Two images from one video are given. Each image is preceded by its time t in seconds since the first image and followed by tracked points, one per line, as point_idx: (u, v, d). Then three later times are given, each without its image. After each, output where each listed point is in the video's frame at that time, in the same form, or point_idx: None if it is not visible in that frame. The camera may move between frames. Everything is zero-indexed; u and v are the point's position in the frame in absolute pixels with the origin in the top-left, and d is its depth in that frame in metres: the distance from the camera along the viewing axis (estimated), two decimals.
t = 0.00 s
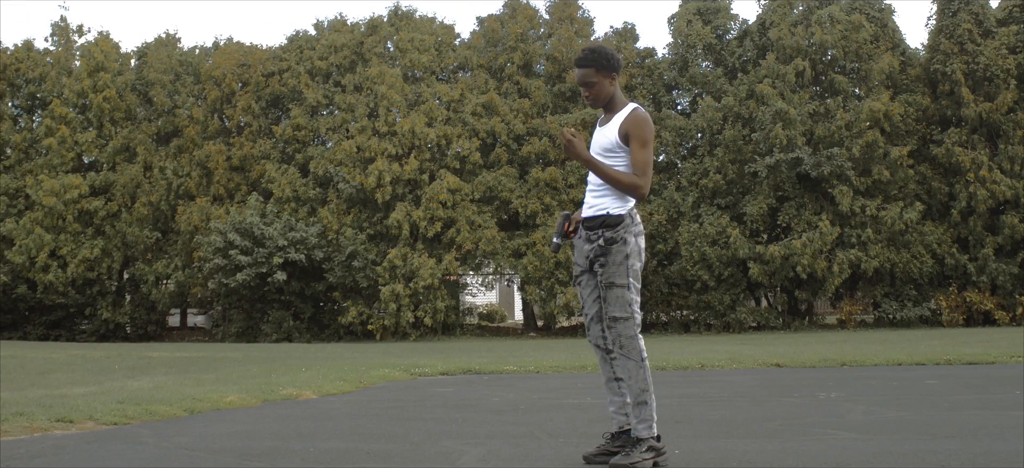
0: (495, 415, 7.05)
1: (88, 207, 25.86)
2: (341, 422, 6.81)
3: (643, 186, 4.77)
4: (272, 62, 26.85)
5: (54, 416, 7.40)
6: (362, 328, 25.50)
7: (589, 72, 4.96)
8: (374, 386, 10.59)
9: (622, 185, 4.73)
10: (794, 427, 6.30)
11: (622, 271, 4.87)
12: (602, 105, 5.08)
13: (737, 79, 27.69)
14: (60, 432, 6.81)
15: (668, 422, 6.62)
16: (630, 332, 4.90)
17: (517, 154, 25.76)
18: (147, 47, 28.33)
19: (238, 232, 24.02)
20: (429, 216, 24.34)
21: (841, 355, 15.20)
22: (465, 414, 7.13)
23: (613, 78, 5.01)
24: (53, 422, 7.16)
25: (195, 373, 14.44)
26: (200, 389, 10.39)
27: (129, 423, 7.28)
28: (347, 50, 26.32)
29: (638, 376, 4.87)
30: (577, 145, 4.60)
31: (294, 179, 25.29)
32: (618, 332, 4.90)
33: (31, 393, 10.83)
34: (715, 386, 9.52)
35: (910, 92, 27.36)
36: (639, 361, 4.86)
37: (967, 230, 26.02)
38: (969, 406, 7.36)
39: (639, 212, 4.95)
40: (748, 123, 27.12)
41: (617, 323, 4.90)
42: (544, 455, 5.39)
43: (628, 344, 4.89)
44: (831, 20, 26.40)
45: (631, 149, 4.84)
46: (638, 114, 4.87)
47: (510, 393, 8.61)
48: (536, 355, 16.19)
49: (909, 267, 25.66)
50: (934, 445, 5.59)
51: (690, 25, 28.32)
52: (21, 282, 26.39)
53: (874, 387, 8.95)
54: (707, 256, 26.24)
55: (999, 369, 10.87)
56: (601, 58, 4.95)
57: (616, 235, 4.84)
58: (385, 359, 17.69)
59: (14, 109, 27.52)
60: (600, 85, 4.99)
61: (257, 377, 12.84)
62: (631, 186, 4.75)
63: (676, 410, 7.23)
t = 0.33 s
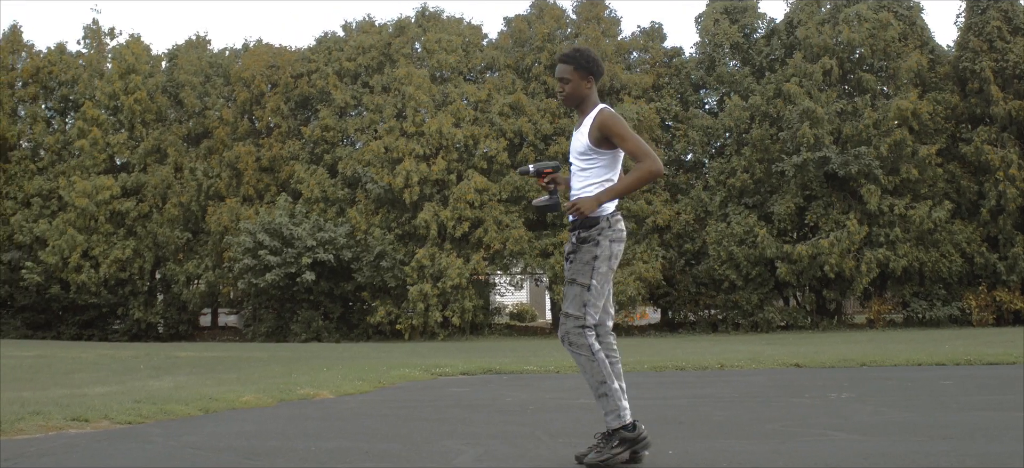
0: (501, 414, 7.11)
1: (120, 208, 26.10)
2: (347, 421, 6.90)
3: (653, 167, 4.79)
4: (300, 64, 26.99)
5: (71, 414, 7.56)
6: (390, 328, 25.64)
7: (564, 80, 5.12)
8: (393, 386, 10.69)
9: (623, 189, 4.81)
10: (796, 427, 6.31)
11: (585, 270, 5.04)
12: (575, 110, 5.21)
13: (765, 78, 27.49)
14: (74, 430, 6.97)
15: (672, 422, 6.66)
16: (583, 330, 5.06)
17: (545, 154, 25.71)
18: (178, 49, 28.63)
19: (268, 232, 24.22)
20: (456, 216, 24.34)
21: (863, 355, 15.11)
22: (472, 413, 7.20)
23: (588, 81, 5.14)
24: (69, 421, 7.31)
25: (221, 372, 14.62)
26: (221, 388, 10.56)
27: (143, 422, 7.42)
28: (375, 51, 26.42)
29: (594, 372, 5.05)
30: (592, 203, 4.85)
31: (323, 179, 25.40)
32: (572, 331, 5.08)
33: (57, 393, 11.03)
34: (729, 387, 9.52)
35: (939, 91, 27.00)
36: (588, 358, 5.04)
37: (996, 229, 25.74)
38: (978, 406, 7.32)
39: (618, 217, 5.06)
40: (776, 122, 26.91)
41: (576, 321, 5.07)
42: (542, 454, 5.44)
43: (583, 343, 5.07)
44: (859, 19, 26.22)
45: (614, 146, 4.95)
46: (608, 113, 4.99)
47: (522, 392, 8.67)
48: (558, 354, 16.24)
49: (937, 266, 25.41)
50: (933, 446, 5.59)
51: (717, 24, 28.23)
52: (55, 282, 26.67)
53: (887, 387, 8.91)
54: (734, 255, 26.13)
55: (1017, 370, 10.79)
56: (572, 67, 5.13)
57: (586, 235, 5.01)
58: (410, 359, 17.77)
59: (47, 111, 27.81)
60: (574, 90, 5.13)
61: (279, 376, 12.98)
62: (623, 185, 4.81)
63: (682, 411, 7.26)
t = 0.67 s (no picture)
0: (508, 411, 7.45)
1: (161, 208, 26.44)
2: (363, 416, 7.30)
3: (601, 172, 5.02)
4: (338, 64, 27.17)
5: (98, 410, 8.20)
6: (429, 327, 25.78)
7: (557, 77, 5.36)
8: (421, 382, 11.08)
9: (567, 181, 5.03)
10: (790, 425, 6.57)
11: (594, 274, 5.20)
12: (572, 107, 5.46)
13: (802, 75, 27.21)
14: (98, 425, 7.57)
15: (672, 419, 6.96)
16: (601, 332, 5.22)
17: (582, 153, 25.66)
18: (217, 50, 28.97)
19: (306, 232, 24.42)
20: (494, 215, 24.31)
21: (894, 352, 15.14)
22: (480, 409, 7.56)
23: (583, 81, 5.39)
24: (95, 417, 7.93)
25: (259, 369, 15.11)
26: (255, 386, 11.06)
27: (165, 417, 8.00)
28: (412, 51, 26.53)
29: (609, 375, 5.21)
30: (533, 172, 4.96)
31: (361, 179, 25.54)
32: (586, 334, 5.23)
33: (99, 390, 11.60)
34: (744, 386, 9.75)
35: (978, 87, 26.48)
36: (606, 361, 5.20)
37: None
38: (982, 404, 7.47)
39: (617, 219, 5.28)
40: (813, 119, 26.66)
41: (589, 324, 5.22)
42: (524, 447, 5.82)
43: (602, 347, 5.23)
44: (896, 15, 25.98)
45: (589, 143, 5.17)
46: (597, 111, 5.19)
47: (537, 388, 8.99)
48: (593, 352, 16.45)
49: (977, 263, 25.06)
50: (934, 443, 5.76)
51: (753, 21, 28.01)
52: (98, 281, 27.00)
53: (906, 384, 9.04)
54: (771, 253, 25.98)
55: None
56: (567, 65, 5.36)
57: (589, 237, 5.17)
58: (446, 356, 17.97)
59: (90, 112, 28.16)
60: (567, 88, 5.38)
61: (313, 374, 13.41)
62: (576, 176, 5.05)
63: (683, 409, 7.59)
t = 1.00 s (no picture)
0: (516, 418, 7.85)
1: (207, 209, 26.76)
2: (380, 423, 7.79)
3: (610, 186, 5.20)
4: (381, 66, 27.35)
5: (130, 412, 8.74)
6: (472, 327, 25.91)
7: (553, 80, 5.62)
8: (447, 387, 11.50)
9: (578, 201, 5.20)
10: (781, 436, 6.91)
11: (586, 281, 5.34)
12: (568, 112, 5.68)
13: (846, 74, 26.85)
14: (129, 425, 8.10)
15: (671, 429, 7.33)
16: (595, 337, 5.38)
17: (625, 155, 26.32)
18: (263, 53, 29.33)
19: (349, 232, 24.63)
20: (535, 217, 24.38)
21: (926, 359, 15.22)
22: (490, 417, 7.98)
23: (578, 86, 5.62)
24: (127, 417, 8.50)
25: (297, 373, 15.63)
26: (287, 390, 11.56)
27: (193, 418, 8.55)
28: (454, 52, 26.60)
29: (603, 379, 5.37)
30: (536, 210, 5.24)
31: (404, 180, 25.66)
32: (577, 341, 5.39)
33: (141, 393, 12.16)
34: (758, 398, 10.03)
35: None
36: (597, 365, 5.36)
37: None
38: (979, 417, 7.71)
39: (614, 228, 5.42)
40: (857, 118, 26.33)
41: (580, 330, 5.38)
42: (516, 452, 6.24)
43: (593, 351, 5.38)
44: (941, 11, 25.58)
45: (590, 155, 5.34)
46: (594, 121, 5.36)
47: (552, 393, 9.38)
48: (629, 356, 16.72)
49: None
50: (916, 454, 6.03)
51: (797, 19, 27.68)
52: (145, 281, 27.36)
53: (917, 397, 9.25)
54: (815, 253, 25.76)
55: None
56: (563, 70, 5.63)
57: (584, 245, 5.31)
58: (484, 357, 18.17)
59: (138, 115, 28.62)
60: (563, 92, 5.62)
61: (347, 377, 13.86)
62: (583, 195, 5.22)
63: (685, 418, 7.93)
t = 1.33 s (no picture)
0: (518, 418, 7.96)
1: (222, 210, 26.79)
2: (385, 424, 7.93)
3: (613, 187, 5.41)
4: (396, 66, 27.34)
5: (139, 411, 8.84)
6: (486, 327, 25.91)
7: (550, 79, 5.98)
8: (454, 388, 11.61)
9: (586, 207, 5.38)
10: (780, 439, 7.02)
11: (571, 281, 5.56)
12: (564, 113, 6.02)
13: (861, 73, 26.70)
14: (138, 425, 8.22)
15: (672, 431, 7.45)
16: (575, 333, 5.59)
17: (638, 153, 26.45)
18: (277, 53, 29.39)
19: (364, 232, 24.70)
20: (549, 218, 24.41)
21: (937, 360, 15.28)
22: (494, 417, 8.09)
23: (572, 89, 5.98)
24: (135, 417, 8.57)
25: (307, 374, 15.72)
26: (296, 390, 11.67)
27: (200, 418, 8.66)
28: (468, 52, 26.49)
29: (583, 372, 5.58)
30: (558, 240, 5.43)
31: (418, 181, 25.68)
32: (555, 336, 5.60)
33: (151, 393, 12.27)
34: (762, 401, 10.13)
35: None
36: (574, 359, 5.56)
37: None
38: (980, 418, 7.80)
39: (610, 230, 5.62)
40: (872, 118, 26.21)
41: (559, 328, 5.60)
42: (517, 453, 6.33)
43: (570, 346, 5.58)
44: (956, 10, 25.46)
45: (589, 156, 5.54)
46: (590, 122, 5.55)
47: (558, 393, 9.46)
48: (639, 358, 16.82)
49: None
50: (911, 455, 6.15)
51: (812, 19, 27.53)
52: (160, 282, 27.41)
53: (919, 400, 9.34)
54: (830, 253, 25.69)
55: None
56: (560, 72, 5.97)
57: (577, 244, 5.52)
58: (496, 357, 18.25)
59: (153, 115, 28.72)
60: (559, 92, 5.97)
61: (357, 379, 13.99)
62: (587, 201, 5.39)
63: (686, 421, 8.03)
